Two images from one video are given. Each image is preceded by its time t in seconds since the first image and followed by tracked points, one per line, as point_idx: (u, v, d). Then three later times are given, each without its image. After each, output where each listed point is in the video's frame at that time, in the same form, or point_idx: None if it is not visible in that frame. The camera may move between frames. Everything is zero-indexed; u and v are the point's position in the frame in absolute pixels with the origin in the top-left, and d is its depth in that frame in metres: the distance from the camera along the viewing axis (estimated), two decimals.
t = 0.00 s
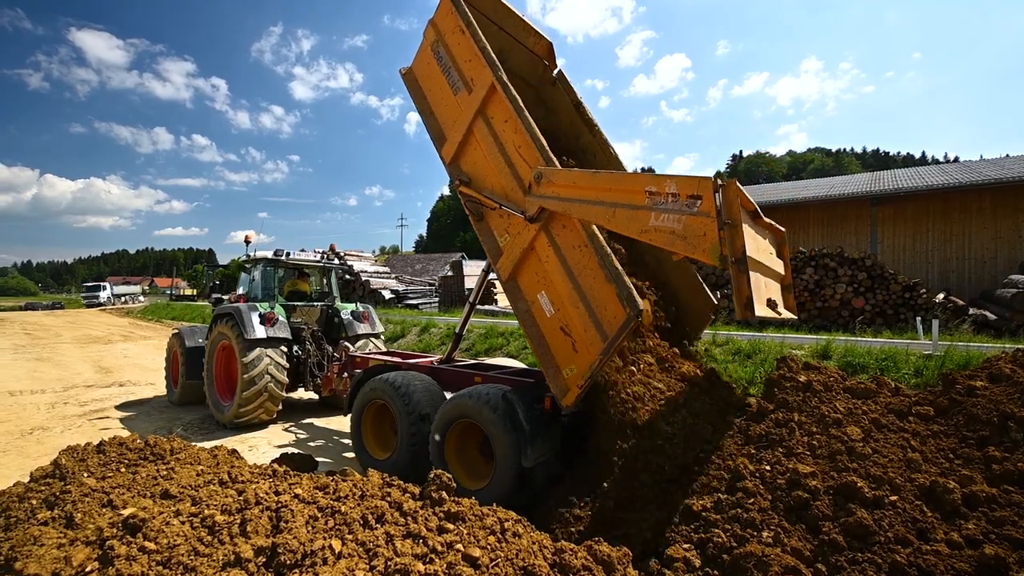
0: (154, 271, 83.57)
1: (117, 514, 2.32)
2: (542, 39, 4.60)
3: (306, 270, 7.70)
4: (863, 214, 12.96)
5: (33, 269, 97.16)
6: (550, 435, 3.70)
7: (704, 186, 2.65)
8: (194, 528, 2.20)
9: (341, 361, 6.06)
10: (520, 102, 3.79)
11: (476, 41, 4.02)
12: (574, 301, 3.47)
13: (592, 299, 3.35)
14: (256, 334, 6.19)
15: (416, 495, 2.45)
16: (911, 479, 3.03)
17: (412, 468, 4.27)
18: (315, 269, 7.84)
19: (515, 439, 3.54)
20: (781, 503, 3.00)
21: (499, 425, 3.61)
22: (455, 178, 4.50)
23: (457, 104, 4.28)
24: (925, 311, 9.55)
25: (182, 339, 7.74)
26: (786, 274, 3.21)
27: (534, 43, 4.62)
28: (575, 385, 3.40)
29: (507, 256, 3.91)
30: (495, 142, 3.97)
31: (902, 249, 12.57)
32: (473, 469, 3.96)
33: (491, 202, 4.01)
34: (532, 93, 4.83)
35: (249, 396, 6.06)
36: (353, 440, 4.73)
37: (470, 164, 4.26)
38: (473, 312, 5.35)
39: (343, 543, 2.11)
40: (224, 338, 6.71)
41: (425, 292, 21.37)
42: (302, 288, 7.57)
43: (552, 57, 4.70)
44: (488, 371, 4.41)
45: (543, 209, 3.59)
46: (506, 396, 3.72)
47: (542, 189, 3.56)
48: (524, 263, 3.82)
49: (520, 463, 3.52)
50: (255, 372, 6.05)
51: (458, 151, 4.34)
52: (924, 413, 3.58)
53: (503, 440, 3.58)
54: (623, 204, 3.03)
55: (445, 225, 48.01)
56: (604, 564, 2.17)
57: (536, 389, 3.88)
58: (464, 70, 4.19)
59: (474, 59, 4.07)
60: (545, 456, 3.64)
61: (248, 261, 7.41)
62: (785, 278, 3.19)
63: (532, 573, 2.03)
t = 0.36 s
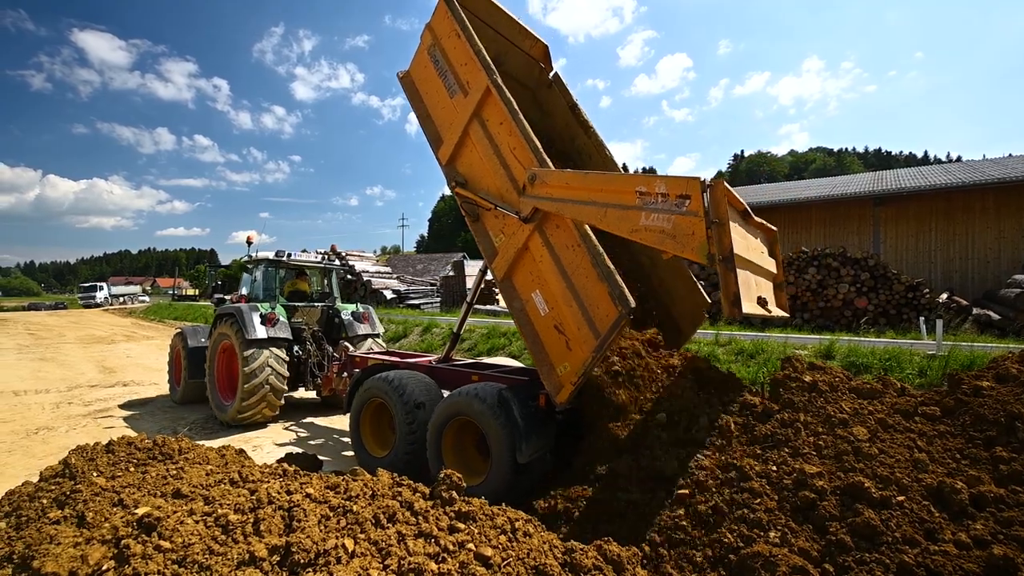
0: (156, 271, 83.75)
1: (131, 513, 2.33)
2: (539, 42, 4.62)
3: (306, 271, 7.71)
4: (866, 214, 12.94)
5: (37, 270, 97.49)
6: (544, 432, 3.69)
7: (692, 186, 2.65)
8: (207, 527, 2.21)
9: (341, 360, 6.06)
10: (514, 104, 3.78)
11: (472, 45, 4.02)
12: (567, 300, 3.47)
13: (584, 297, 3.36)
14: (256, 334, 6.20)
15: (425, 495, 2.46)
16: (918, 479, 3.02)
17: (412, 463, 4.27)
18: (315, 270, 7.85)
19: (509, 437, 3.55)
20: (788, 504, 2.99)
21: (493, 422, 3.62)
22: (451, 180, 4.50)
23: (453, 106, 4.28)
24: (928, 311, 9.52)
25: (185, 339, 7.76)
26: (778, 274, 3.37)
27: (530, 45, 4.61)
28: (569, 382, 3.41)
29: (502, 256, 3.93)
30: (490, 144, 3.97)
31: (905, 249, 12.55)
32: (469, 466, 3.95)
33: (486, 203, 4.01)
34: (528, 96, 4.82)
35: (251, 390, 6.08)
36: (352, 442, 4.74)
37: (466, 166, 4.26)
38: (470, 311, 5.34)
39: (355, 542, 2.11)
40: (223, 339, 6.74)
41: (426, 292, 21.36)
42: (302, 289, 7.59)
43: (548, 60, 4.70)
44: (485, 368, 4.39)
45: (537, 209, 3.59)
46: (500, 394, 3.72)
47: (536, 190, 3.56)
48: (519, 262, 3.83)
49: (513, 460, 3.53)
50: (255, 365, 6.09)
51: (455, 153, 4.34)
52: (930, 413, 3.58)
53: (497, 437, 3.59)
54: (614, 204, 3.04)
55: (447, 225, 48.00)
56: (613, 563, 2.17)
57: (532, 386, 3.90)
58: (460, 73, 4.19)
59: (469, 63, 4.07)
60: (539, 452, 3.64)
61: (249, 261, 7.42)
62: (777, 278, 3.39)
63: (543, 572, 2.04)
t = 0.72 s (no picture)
0: (159, 271, 83.99)
1: (143, 508, 2.34)
2: (536, 45, 4.59)
3: (306, 270, 7.71)
4: (870, 213, 12.89)
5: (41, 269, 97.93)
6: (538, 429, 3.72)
7: (684, 185, 2.70)
8: (219, 521, 2.22)
9: (340, 359, 6.06)
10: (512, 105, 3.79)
11: (470, 47, 4.02)
12: (562, 298, 3.47)
13: (579, 294, 3.36)
14: (256, 333, 6.22)
15: (434, 491, 2.47)
16: (926, 478, 3.01)
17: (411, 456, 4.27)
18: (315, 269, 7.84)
19: (504, 432, 3.60)
20: (795, 502, 2.98)
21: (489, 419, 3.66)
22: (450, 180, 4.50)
23: (452, 108, 4.27)
24: (932, 311, 9.47)
25: (187, 338, 7.78)
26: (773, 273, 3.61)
27: (528, 46, 4.61)
28: (564, 378, 3.42)
29: (498, 254, 3.92)
30: (487, 144, 3.96)
31: (909, 249, 12.50)
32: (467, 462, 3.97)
33: (483, 202, 4.02)
34: (526, 97, 4.82)
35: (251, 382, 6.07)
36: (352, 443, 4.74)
37: (463, 166, 4.26)
38: (468, 310, 5.35)
39: (366, 538, 2.12)
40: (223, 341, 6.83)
41: (428, 292, 21.33)
42: (302, 288, 7.59)
43: (546, 62, 4.68)
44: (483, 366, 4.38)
45: (533, 208, 3.59)
46: (496, 390, 3.75)
47: (531, 189, 3.57)
48: (514, 261, 3.83)
49: (509, 455, 3.60)
50: (254, 356, 6.11)
51: (452, 153, 4.33)
52: (938, 412, 3.56)
53: (493, 433, 3.64)
54: (608, 203, 3.07)
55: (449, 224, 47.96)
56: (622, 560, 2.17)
57: (527, 383, 3.93)
58: (458, 75, 4.19)
59: (467, 64, 4.07)
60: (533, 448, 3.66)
61: (250, 260, 7.43)
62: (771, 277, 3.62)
63: (553, 569, 2.04)
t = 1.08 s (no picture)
0: (167, 271, 84.56)
1: (156, 506, 2.35)
2: (535, 47, 4.59)
3: (309, 270, 7.67)
4: (877, 213, 12.80)
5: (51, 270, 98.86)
6: (536, 427, 3.73)
7: (675, 185, 2.68)
8: (231, 520, 2.22)
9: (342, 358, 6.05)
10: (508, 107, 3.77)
11: (467, 49, 4.00)
12: (557, 298, 3.45)
13: (574, 293, 3.35)
14: (259, 332, 6.23)
15: (444, 491, 2.48)
16: (940, 480, 2.97)
17: (411, 455, 4.27)
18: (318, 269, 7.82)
19: (500, 430, 3.62)
20: (805, 504, 2.94)
21: (487, 416, 3.66)
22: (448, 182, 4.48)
23: (450, 110, 4.25)
24: (942, 311, 9.37)
25: (193, 337, 7.83)
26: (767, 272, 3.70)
27: (527, 47, 4.60)
28: (558, 377, 3.40)
29: (495, 254, 3.91)
30: (485, 146, 3.95)
31: (918, 249, 12.40)
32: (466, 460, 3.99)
33: (481, 203, 4.00)
34: (525, 99, 4.80)
35: (255, 377, 6.12)
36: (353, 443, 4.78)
37: (462, 167, 4.24)
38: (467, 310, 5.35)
39: (377, 537, 2.12)
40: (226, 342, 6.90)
41: (433, 292, 21.35)
42: (305, 287, 7.53)
43: (544, 64, 4.69)
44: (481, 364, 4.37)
45: (529, 209, 3.58)
46: (493, 388, 3.76)
47: (528, 190, 3.55)
48: (511, 261, 3.82)
49: (506, 452, 3.63)
50: (256, 351, 6.16)
51: (451, 154, 4.31)
52: (951, 413, 3.52)
53: (489, 431, 3.65)
54: (602, 204, 3.06)
55: (455, 225, 47.97)
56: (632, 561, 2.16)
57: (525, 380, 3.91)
58: (456, 77, 4.17)
59: (465, 67, 4.05)
60: (531, 445, 3.68)
61: (254, 261, 7.47)
62: (766, 276, 3.71)
63: (565, 569, 2.04)
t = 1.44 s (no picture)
0: (179, 271, 85.37)
1: (174, 506, 2.37)
2: (537, 48, 4.57)
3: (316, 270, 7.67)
4: (889, 212, 12.67)
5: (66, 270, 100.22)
6: (536, 426, 3.71)
7: (672, 188, 2.68)
8: (249, 520, 2.24)
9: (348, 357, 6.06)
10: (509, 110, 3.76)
11: (468, 52, 3.99)
12: (557, 299, 3.44)
13: (573, 294, 3.34)
14: (267, 331, 6.27)
15: (458, 492, 2.48)
16: (958, 483, 2.93)
17: (413, 452, 4.28)
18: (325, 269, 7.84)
19: (500, 430, 3.61)
20: (820, 507, 2.90)
21: (487, 416, 3.65)
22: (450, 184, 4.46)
23: (452, 113, 4.24)
24: (957, 311, 9.24)
25: (204, 336, 7.91)
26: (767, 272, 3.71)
27: (530, 48, 4.59)
28: (558, 377, 3.39)
29: (496, 255, 3.90)
30: (486, 148, 3.94)
31: (931, 248, 12.24)
32: (468, 461, 3.98)
33: (482, 205, 3.99)
34: (528, 100, 4.80)
35: (263, 375, 6.16)
36: (358, 441, 4.80)
37: (463, 170, 4.22)
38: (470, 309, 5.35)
39: (393, 538, 2.13)
40: (234, 341, 6.95)
41: (441, 292, 21.37)
42: (312, 288, 7.56)
43: (547, 65, 4.66)
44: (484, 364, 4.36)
45: (529, 211, 3.58)
46: (493, 388, 3.74)
47: (527, 192, 3.55)
48: (512, 262, 3.81)
49: (506, 452, 3.62)
50: (264, 351, 6.21)
51: (452, 157, 4.30)
52: (968, 415, 3.47)
53: (489, 432, 3.64)
54: (599, 206, 3.06)
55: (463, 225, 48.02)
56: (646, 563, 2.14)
57: (525, 380, 3.90)
58: (458, 80, 4.15)
59: (466, 70, 4.04)
60: (532, 444, 3.66)
61: (262, 261, 7.52)
62: (766, 276, 3.72)
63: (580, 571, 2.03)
